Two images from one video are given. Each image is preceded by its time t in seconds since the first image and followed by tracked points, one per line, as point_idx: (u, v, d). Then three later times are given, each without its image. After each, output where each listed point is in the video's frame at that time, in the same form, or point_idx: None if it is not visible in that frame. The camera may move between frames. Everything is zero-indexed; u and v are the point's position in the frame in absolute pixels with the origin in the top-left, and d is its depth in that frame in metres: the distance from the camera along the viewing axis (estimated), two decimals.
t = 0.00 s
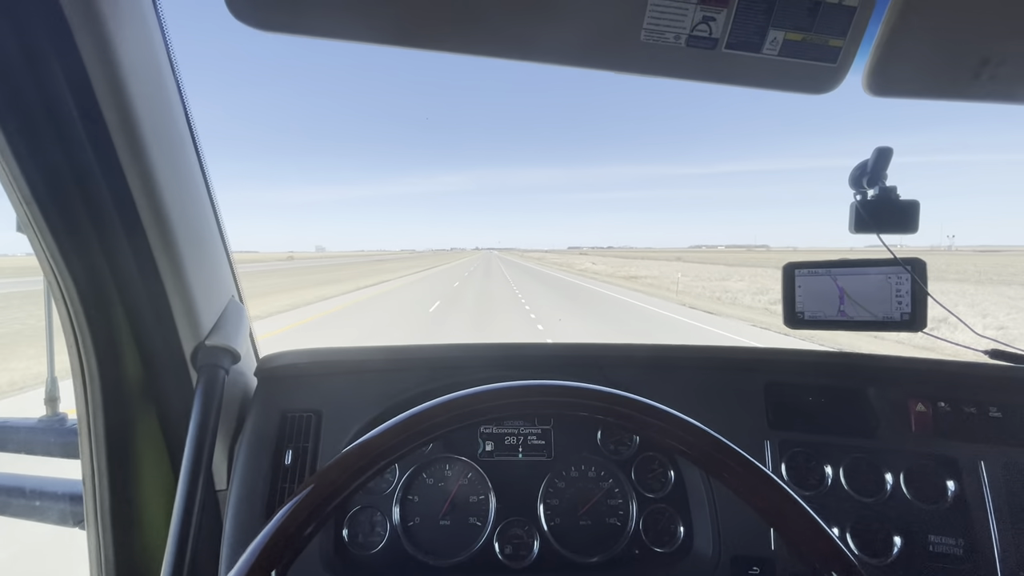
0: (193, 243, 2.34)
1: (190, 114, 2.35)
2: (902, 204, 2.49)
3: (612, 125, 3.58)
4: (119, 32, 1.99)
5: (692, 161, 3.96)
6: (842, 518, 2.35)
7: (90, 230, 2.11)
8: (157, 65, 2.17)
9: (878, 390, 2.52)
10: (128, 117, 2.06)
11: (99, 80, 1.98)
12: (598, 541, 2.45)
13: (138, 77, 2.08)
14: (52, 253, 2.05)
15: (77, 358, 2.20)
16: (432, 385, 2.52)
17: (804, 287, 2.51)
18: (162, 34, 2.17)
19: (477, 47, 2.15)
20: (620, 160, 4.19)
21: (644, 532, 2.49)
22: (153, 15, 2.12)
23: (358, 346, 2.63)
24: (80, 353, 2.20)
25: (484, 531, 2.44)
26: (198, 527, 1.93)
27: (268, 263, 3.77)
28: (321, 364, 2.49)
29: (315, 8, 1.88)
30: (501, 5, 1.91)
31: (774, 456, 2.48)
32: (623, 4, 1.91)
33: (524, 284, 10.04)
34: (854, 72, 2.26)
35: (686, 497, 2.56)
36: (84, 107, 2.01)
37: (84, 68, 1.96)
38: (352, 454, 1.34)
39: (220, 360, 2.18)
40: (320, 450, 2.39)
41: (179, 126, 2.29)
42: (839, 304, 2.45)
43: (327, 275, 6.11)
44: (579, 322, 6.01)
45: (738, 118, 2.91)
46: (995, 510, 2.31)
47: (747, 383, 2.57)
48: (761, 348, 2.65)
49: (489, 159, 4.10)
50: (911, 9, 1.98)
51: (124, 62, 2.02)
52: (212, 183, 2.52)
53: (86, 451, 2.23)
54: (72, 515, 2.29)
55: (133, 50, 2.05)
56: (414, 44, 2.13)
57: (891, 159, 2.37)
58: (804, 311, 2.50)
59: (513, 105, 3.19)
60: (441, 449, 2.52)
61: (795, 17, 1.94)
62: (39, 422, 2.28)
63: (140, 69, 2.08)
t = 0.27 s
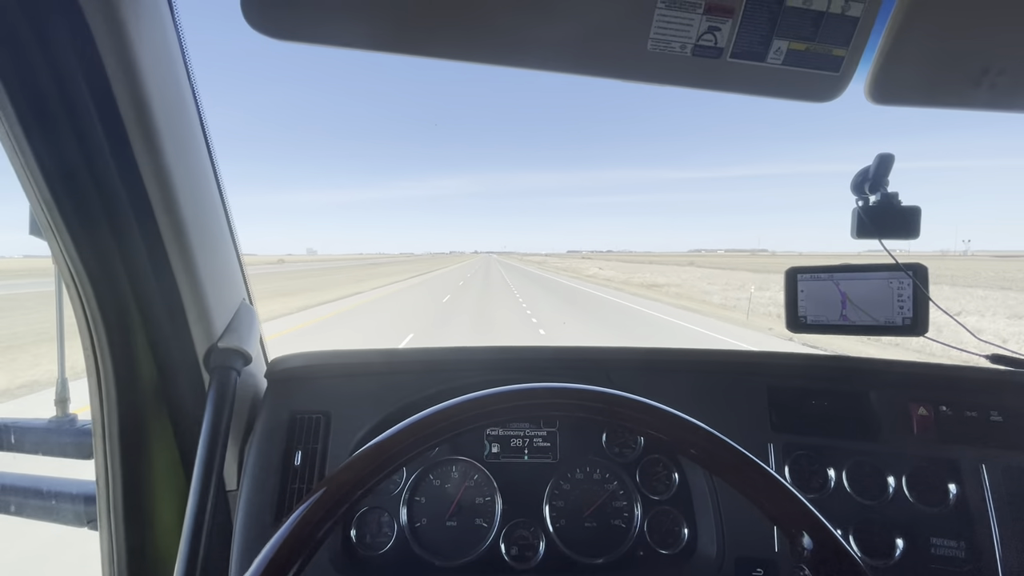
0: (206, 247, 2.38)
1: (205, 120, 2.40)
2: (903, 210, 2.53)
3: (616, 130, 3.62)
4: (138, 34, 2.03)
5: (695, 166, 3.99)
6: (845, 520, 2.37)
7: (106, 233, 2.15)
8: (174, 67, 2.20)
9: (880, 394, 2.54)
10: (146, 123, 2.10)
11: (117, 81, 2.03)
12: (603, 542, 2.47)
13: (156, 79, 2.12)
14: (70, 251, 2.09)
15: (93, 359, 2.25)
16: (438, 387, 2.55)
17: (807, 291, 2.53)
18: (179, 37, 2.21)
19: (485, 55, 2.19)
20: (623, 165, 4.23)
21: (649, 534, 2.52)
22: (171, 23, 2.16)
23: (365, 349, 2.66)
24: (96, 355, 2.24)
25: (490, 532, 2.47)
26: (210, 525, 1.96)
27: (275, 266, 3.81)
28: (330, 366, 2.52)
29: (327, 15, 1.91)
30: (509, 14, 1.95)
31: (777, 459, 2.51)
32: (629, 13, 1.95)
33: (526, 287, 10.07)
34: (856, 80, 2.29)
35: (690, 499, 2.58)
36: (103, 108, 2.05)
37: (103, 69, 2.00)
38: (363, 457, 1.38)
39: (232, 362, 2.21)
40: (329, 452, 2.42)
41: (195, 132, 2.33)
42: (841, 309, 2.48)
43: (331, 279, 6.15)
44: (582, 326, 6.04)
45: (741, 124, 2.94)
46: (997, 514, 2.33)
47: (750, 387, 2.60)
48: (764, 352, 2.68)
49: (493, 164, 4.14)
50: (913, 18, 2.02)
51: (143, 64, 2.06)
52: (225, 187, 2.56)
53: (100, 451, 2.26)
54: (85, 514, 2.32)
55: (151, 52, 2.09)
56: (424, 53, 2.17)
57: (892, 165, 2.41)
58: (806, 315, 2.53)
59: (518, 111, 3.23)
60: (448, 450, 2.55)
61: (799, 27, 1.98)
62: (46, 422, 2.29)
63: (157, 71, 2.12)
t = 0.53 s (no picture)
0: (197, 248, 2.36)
1: (197, 121, 2.38)
2: (900, 215, 2.52)
3: (612, 134, 3.61)
4: (130, 40, 2.01)
5: (692, 170, 3.99)
6: (841, 527, 2.35)
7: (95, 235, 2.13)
8: (166, 72, 2.19)
9: (876, 399, 2.53)
10: (137, 125, 2.09)
11: (108, 85, 2.01)
12: (597, 548, 2.45)
13: (147, 83, 2.10)
14: (58, 255, 2.07)
15: (81, 362, 2.22)
16: (432, 391, 2.53)
17: (804, 295, 2.52)
18: (173, 42, 2.19)
19: (481, 57, 2.18)
20: (620, 169, 4.23)
21: (643, 540, 2.49)
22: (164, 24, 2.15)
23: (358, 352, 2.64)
24: (83, 358, 2.21)
25: (484, 538, 2.44)
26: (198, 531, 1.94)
27: (269, 269, 3.79)
28: (322, 370, 2.50)
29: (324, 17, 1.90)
30: (505, 16, 1.94)
31: (772, 465, 2.49)
32: (624, 15, 1.94)
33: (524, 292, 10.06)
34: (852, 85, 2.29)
35: (685, 505, 2.56)
36: (93, 110, 2.03)
37: (93, 73, 1.99)
38: (355, 461, 1.35)
39: (223, 365, 2.19)
40: (321, 456, 2.40)
41: (188, 134, 2.32)
42: (838, 313, 2.46)
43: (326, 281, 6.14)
44: (579, 330, 6.02)
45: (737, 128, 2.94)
46: (994, 520, 2.31)
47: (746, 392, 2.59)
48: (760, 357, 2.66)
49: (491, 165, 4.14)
50: (908, 24, 2.01)
51: (134, 69, 2.04)
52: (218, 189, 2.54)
53: (88, 455, 2.23)
54: (72, 518, 2.29)
55: (143, 57, 2.07)
56: (419, 55, 2.15)
57: (889, 170, 2.39)
58: (802, 320, 2.52)
59: (514, 114, 3.23)
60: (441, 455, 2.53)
61: (795, 29, 1.97)
62: (39, 426, 2.28)
63: (149, 76, 2.10)
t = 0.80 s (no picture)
0: (179, 241, 2.30)
1: (179, 111, 2.32)
2: (898, 208, 2.47)
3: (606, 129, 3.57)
4: (105, 27, 1.95)
5: (687, 168, 3.95)
6: (839, 526, 2.29)
7: (71, 227, 2.07)
8: (146, 61, 2.12)
9: (875, 396, 2.48)
10: (115, 115, 2.03)
11: (83, 73, 1.95)
12: (590, 548, 2.39)
13: (125, 71, 2.04)
14: (30, 246, 2.00)
15: (57, 358, 2.15)
16: (420, 388, 2.47)
17: (800, 291, 2.47)
18: (152, 30, 2.13)
19: (470, 46, 2.13)
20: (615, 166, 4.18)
21: (637, 540, 2.43)
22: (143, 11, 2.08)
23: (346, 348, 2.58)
24: (59, 353, 2.15)
25: (473, 538, 2.38)
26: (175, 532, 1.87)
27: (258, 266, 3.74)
28: (308, 366, 2.44)
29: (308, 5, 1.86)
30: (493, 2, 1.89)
31: (769, 463, 2.43)
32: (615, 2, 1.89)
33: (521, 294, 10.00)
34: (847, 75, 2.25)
35: (680, 504, 2.50)
36: (66, 98, 1.97)
37: (67, 60, 1.93)
38: (335, 454, 1.28)
39: (204, 361, 2.13)
40: (305, 454, 2.33)
41: (169, 124, 2.26)
42: (835, 309, 2.42)
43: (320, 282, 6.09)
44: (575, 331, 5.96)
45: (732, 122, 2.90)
46: (996, 519, 2.26)
47: (742, 389, 2.53)
48: (757, 353, 2.61)
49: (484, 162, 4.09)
50: (904, 13, 1.97)
51: (111, 58, 1.98)
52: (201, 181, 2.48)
53: (64, 453, 2.17)
54: (46, 518, 2.23)
55: (120, 45, 2.01)
56: (406, 42, 2.10)
57: (886, 163, 2.35)
58: (799, 316, 2.47)
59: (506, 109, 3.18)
60: (430, 453, 2.46)
61: (790, 16, 1.92)
62: (22, 425, 2.22)
63: (127, 64, 2.04)
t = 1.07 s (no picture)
0: (162, 252, 2.28)
1: (162, 122, 2.31)
2: (891, 216, 2.45)
3: (600, 135, 3.56)
4: (84, 36, 1.93)
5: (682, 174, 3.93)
6: (831, 537, 2.27)
7: (52, 240, 2.04)
8: (126, 70, 2.11)
9: (868, 405, 2.46)
10: (95, 126, 2.02)
11: (62, 85, 1.93)
12: (580, 561, 2.36)
13: (105, 82, 2.03)
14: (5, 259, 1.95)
15: (38, 372, 2.13)
16: (410, 399, 2.45)
17: (794, 298, 2.46)
18: (135, 44, 2.14)
19: (457, 55, 2.12)
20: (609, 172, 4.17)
21: (629, 552, 2.41)
22: (123, 21, 2.08)
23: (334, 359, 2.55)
24: (40, 367, 2.12)
25: (463, 551, 2.36)
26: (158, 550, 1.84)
27: (250, 274, 3.72)
28: (295, 378, 2.42)
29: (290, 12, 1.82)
30: (479, 12, 1.88)
31: (761, 473, 2.41)
32: (602, 11, 1.88)
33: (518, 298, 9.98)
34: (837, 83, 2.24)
35: (671, 516, 2.48)
36: (44, 111, 1.94)
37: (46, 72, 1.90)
38: (318, 471, 1.25)
39: (188, 374, 2.11)
40: (293, 468, 2.31)
41: (151, 135, 2.25)
42: (829, 317, 2.40)
43: (314, 288, 6.07)
44: (571, 337, 5.94)
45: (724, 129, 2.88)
46: (990, 530, 2.24)
47: (734, 398, 2.51)
48: (749, 362, 2.59)
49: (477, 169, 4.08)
50: (893, 20, 1.96)
51: (89, 67, 1.96)
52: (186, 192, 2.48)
53: (45, 468, 2.14)
54: (26, 531, 2.21)
55: (100, 54, 2.00)
56: (392, 52, 2.08)
57: (879, 170, 2.34)
58: (794, 323, 2.45)
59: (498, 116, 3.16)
60: (419, 465, 2.44)
61: (777, 25, 1.91)
62: (6, 437, 2.20)
63: (107, 76, 2.03)
